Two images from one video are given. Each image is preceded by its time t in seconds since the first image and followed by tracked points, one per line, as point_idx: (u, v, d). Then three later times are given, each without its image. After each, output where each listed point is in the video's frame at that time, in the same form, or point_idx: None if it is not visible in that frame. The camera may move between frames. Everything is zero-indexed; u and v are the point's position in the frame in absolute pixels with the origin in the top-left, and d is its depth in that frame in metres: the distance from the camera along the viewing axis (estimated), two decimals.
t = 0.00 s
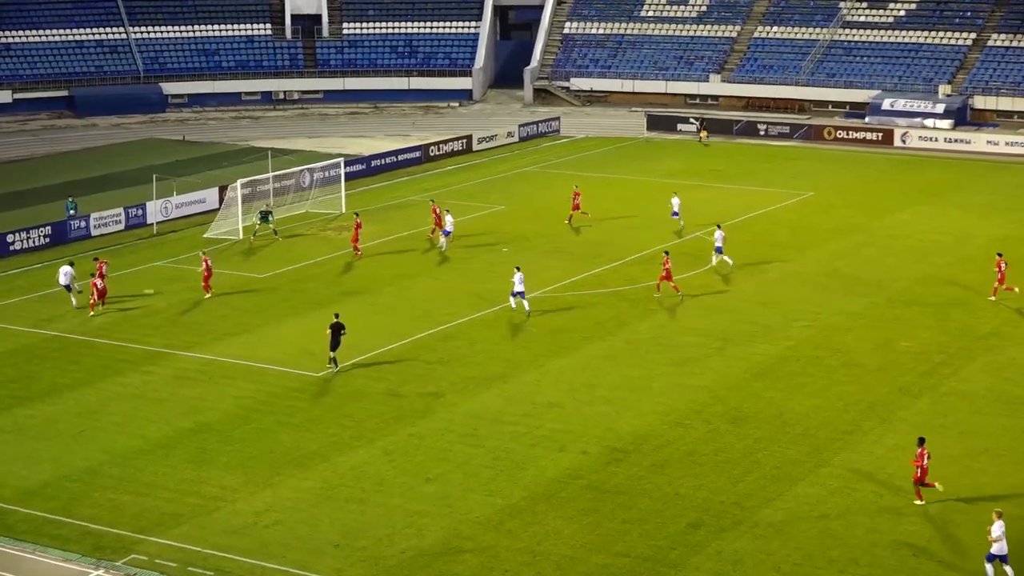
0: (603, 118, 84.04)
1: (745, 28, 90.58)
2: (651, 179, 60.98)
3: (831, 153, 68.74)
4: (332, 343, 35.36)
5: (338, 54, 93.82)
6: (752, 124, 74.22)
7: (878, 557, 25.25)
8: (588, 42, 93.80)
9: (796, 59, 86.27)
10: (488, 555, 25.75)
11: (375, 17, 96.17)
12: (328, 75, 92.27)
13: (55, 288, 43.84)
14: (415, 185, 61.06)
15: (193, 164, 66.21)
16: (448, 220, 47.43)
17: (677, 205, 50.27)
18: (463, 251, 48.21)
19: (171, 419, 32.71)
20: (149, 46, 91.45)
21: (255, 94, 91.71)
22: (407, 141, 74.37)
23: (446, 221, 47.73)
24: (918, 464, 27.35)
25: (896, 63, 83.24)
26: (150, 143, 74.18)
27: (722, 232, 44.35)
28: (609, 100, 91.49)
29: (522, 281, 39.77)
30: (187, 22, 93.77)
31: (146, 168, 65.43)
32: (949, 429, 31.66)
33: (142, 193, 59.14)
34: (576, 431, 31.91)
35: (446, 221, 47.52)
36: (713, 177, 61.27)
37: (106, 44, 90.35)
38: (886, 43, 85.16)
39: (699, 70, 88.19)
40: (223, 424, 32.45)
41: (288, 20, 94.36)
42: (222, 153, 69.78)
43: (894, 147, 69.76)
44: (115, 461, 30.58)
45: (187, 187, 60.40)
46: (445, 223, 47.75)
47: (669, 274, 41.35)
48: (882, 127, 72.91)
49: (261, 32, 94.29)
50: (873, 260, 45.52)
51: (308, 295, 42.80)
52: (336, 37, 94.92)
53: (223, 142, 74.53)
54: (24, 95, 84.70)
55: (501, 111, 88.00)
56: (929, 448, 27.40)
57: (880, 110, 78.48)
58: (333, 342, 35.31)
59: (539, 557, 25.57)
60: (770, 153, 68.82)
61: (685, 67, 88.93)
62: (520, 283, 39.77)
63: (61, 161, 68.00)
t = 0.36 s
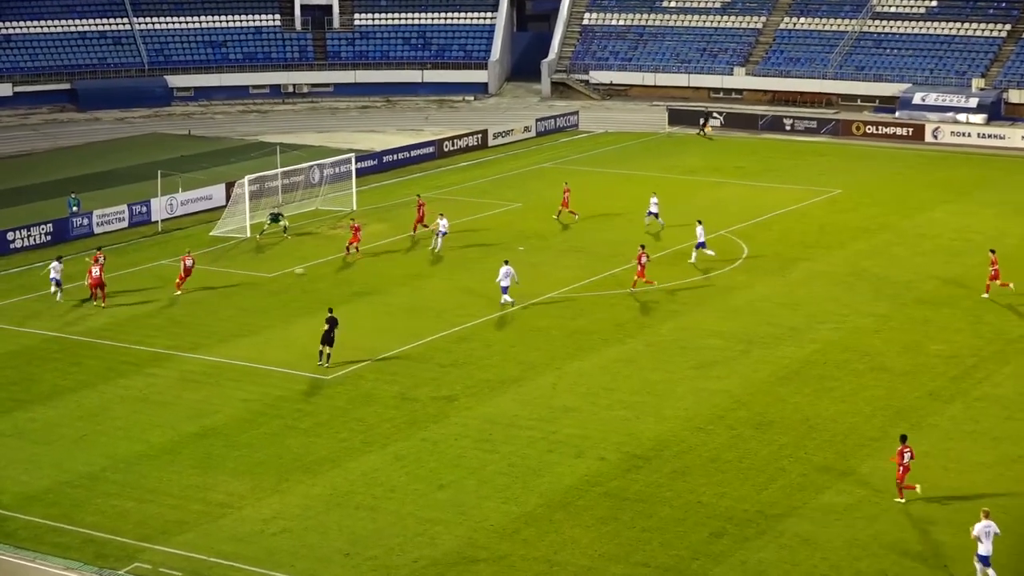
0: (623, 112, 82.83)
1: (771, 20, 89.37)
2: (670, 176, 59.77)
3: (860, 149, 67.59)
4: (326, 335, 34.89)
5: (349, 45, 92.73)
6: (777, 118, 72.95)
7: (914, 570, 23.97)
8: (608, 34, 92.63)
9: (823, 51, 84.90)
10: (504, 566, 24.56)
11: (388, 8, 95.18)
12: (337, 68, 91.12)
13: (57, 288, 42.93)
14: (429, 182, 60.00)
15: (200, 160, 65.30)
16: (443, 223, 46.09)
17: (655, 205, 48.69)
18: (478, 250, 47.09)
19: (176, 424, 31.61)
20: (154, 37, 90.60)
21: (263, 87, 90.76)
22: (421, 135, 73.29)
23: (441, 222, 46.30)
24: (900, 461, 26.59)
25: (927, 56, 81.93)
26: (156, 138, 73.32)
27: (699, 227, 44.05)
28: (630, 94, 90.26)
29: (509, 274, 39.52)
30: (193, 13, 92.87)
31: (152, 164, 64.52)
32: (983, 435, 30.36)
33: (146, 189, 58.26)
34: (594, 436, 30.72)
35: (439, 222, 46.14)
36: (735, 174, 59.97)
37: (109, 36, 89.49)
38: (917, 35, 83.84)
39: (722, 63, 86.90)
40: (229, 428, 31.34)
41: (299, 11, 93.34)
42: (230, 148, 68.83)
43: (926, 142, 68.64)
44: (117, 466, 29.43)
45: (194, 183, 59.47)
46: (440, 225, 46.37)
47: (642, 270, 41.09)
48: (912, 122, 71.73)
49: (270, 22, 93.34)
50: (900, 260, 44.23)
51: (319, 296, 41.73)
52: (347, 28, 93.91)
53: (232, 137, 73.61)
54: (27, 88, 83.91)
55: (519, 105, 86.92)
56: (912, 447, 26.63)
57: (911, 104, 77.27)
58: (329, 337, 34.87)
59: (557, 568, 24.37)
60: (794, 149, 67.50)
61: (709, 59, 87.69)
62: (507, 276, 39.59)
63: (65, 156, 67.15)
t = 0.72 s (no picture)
0: (631, 111, 82.58)
1: (780, 19, 89.07)
2: (678, 176, 59.54)
3: (869, 148, 67.33)
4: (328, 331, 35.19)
5: (355, 45, 92.51)
6: (787, 118, 72.61)
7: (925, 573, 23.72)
8: (616, 33, 92.37)
9: (833, 51, 84.62)
10: (510, 568, 24.36)
11: (394, 7, 94.97)
12: (345, 67, 90.99)
13: (62, 288, 42.86)
14: (436, 181, 59.83)
15: (206, 159, 65.20)
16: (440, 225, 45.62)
17: (620, 210, 47.67)
18: (485, 250, 46.89)
19: (181, 425, 31.43)
20: (160, 36, 90.46)
21: (269, 87, 90.63)
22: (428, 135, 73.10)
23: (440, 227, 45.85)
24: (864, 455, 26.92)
25: (938, 55, 81.68)
26: (161, 137, 73.22)
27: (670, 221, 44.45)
28: (637, 94, 89.97)
29: (491, 272, 39.80)
30: (199, 13, 92.74)
31: (157, 163, 64.42)
32: (994, 437, 30.10)
33: (151, 189, 58.15)
34: (601, 438, 30.49)
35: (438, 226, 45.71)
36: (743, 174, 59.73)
37: (115, 34, 89.32)
38: (927, 34, 83.58)
39: (731, 62, 86.65)
40: (235, 430, 31.15)
41: (304, 10, 93.12)
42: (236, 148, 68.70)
43: (936, 142, 68.36)
44: (122, 467, 29.26)
45: (199, 182, 59.34)
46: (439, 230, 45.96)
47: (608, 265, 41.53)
48: (921, 121, 71.49)
49: (276, 21, 93.16)
50: (910, 261, 43.96)
51: (325, 296, 41.55)
52: (353, 27, 93.68)
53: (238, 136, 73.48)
54: (32, 87, 83.80)
55: (526, 104, 86.71)
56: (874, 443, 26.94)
57: (921, 103, 76.96)
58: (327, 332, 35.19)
59: (564, 570, 24.18)
60: (804, 149, 67.20)
61: (718, 59, 87.42)
62: (488, 273, 39.82)
63: (70, 156, 67.05)
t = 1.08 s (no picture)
0: (636, 112, 82.53)
1: (785, 19, 89.02)
2: (683, 176, 59.53)
3: (874, 149, 67.33)
4: (337, 326, 35.63)
5: (360, 45, 92.52)
6: (792, 118, 72.48)
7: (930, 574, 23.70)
8: (620, 33, 92.35)
9: (838, 51, 84.58)
10: (515, 569, 24.37)
11: (399, 7, 94.97)
12: (350, 67, 91.05)
13: (65, 289, 42.85)
14: (441, 182, 59.83)
15: (210, 159, 65.23)
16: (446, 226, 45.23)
17: (589, 214, 47.60)
18: (490, 251, 46.89)
19: (186, 426, 31.42)
20: (165, 37, 90.46)
21: (274, 87, 90.64)
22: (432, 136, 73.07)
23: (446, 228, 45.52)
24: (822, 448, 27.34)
25: (943, 55, 81.66)
26: (165, 137, 73.26)
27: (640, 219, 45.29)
28: (642, 94, 89.89)
29: (473, 267, 40.59)
30: (204, 13, 92.77)
31: (162, 163, 64.46)
32: (999, 437, 30.06)
33: (156, 189, 58.19)
34: (606, 439, 30.48)
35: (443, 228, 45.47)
36: (748, 174, 59.71)
37: (120, 35, 89.34)
38: (932, 35, 83.54)
39: (736, 63, 86.58)
40: (240, 430, 31.14)
41: (309, 10, 93.10)
42: (240, 148, 68.74)
43: (941, 143, 68.34)
44: (127, 467, 29.25)
45: (203, 183, 59.37)
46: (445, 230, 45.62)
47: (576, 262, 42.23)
48: (927, 122, 71.44)
49: (281, 22, 93.15)
50: (914, 261, 43.93)
51: (330, 297, 41.54)
52: (358, 27, 93.64)
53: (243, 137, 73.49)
54: (36, 87, 83.82)
55: (531, 104, 86.72)
56: (835, 435, 27.43)
57: (926, 104, 76.90)
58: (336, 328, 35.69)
59: (568, 571, 24.18)
60: (808, 150, 67.23)
61: (722, 59, 87.39)
62: (470, 268, 40.64)
63: (75, 156, 67.07)
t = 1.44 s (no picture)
0: (636, 113, 82.50)
1: (786, 20, 89.00)
2: (683, 177, 59.53)
3: (875, 150, 67.31)
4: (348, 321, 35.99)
5: (361, 46, 92.56)
6: (793, 120, 72.40)
7: None
8: (621, 35, 92.35)
9: (839, 53, 84.57)
10: (515, 570, 24.37)
11: (400, 9, 94.99)
12: (351, 69, 91.12)
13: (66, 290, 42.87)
14: (442, 183, 59.84)
15: (211, 161, 65.26)
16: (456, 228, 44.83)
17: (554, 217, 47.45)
18: (490, 252, 46.89)
19: (186, 427, 31.43)
20: (166, 38, 90.45)
21: (274, 88, 90.66)
22: (433, 137, 73.09)
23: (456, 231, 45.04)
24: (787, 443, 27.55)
25: (943, 57, 81.66)
26: (166, 138, 73.29)
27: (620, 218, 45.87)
28: (643, 95, 89.84)
29: (456, 261, 40.96)
30: (205, 14, 92.76)
31: (162, 165, 64.49)
32: (999, 438, 30.05)
33: (157, 190, 58.23)
34: (606, 440, 30.47)
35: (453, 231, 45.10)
36: (749, 176, 59.70)
37: (121, 36, 89.37)
38: (932, 36, 83.54)
39: (737, 64, 86.52)
40: (241, 432, 31.15)
41: (310, 12, 93.11)
42: (241, 149, 68.77)
43: (942, 144, 68.31)
44: (128, 468, 29.26)
45: (204, 184, 59.41)
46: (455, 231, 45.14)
47: (548, 259, 42.60)
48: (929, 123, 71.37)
49: (282, 23, 93.16)
50: (915, 262, 43.91)
51: (330, 298, 41.55)
52: (359, 28, 93.64)
53: (244, 138, 73.50)
54: (37, 89, 83.82)
55: (531, 106, 86.72)
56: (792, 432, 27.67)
57: (927, 105, 76.84)
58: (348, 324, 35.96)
59: (569, 572, 24.18)
60: (809, 151, 67.22)
61: (723, 60, 87.35)
62: (453, 262, 41.04)
63: (75, 157, 67.09)
